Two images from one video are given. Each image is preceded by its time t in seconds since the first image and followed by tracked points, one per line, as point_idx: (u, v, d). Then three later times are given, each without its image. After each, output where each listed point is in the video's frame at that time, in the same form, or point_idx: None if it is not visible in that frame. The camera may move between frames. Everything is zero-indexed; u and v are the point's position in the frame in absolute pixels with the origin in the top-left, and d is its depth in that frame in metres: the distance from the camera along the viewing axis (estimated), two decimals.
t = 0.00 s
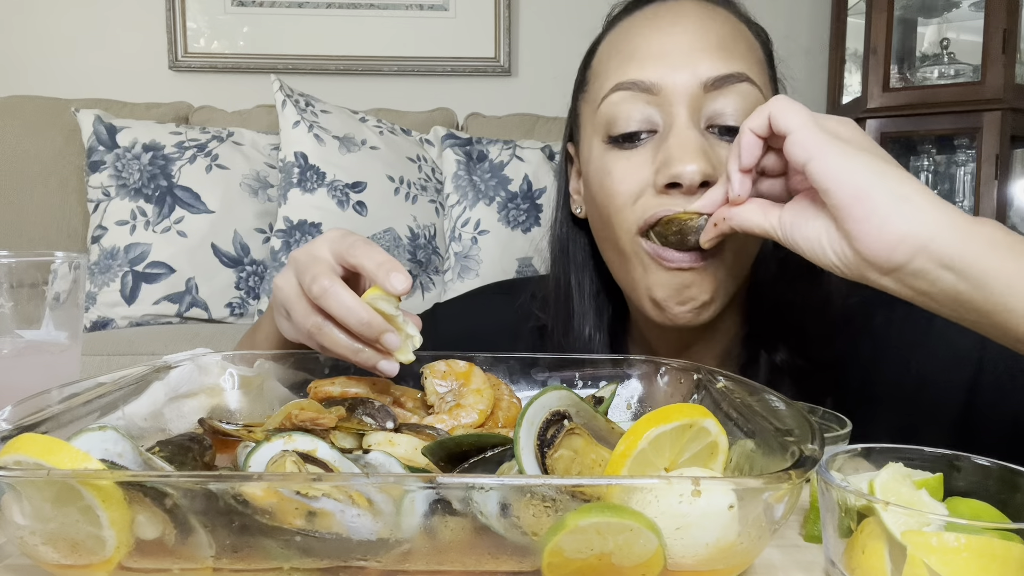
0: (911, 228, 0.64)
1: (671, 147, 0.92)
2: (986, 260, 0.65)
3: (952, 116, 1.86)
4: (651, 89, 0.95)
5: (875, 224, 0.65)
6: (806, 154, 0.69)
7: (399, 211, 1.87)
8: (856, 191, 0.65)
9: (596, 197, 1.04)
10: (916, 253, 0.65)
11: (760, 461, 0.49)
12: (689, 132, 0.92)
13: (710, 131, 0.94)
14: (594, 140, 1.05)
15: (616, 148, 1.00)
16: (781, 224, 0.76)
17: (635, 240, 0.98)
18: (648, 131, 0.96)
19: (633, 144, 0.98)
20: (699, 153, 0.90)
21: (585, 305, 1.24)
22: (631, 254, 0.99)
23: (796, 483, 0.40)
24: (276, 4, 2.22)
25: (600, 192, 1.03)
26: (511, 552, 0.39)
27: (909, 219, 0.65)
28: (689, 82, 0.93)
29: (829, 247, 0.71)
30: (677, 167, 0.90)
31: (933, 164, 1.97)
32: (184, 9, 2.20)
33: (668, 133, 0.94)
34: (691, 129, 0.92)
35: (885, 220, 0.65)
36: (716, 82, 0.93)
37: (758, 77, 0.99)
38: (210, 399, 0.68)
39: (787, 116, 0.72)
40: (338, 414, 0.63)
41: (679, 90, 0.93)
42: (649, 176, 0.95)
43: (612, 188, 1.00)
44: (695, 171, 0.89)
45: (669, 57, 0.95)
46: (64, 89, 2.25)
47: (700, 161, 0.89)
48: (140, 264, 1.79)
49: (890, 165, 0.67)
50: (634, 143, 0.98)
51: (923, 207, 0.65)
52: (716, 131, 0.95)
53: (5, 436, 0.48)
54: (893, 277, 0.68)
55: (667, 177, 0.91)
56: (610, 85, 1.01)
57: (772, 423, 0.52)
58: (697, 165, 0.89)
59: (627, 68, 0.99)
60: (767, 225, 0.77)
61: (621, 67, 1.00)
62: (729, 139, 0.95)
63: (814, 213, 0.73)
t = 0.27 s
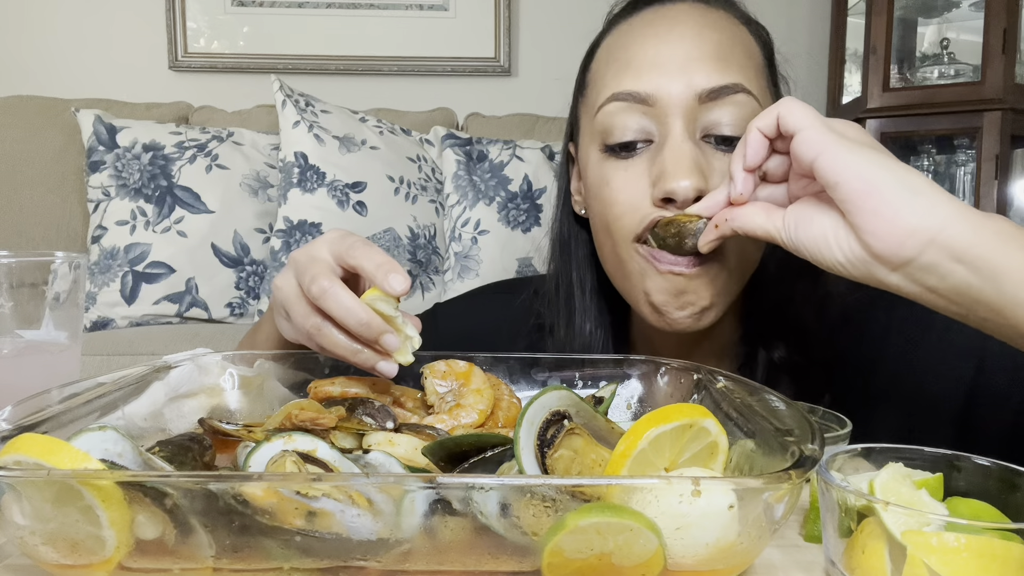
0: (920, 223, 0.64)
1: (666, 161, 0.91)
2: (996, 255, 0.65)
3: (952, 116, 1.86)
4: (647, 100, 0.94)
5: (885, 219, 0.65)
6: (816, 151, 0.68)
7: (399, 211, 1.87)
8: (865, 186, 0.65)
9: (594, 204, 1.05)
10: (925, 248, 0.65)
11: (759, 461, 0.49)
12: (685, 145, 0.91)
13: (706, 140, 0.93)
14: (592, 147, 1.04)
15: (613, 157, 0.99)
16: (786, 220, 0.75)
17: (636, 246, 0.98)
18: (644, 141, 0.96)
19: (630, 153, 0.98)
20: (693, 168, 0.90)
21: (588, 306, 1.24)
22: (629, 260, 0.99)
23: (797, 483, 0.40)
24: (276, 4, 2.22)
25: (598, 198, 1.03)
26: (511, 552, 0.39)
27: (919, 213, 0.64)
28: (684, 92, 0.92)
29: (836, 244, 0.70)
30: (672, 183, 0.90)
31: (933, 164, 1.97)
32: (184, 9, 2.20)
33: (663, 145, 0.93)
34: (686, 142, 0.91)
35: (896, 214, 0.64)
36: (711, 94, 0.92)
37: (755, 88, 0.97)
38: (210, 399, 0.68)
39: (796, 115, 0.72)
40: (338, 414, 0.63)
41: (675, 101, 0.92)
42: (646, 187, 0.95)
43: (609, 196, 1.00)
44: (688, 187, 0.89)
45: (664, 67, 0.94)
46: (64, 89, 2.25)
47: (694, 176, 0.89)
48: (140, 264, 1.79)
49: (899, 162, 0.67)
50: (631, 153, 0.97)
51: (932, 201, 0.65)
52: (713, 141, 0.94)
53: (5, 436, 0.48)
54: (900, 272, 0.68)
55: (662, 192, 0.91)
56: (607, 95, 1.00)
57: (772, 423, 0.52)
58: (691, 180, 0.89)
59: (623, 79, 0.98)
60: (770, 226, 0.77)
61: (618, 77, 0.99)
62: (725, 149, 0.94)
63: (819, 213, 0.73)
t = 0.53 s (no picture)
0: (922, 225, 0.64)
1: (671, 169, 0.91)
2: (999, 260, 0.64)
3: (952, 116, 1.86)
4: (653, 105, 0.94)
5: (887, 220, 0.65)
6: (817, 154, 0.69)
7: (401, 211, 1.88)
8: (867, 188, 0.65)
9: (598, 206, 1.05)
10: (927, 250, 0.65)
11: (759, 461, 0.49)
12: (690, 153, 0.91)
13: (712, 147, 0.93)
14: (597, 150, 1.04)
15: (618, 160, 0.99)
16: (786, 223, 0.75)
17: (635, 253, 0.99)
18: (649, 146, 0.96)
19: (635, 158, 0.98)
20: (698, 177, 0.90)
21: (594, 301, 1.23)
22: (626, 263, 1.00)
23: (796, 483, 0.40)
24: (276, 3, 2.22)
25: (601, 200, 1.03)
26: (511, 553, 0.39)
27: (922, 215, 0.64)
28: (691, 99, 0.92)
29: (837, 247, 0.70)
30: (675, 192, 0.90)
31: (933, 164, 1.97)
32: (184, 9, 2.20)
33: (668, 152, 0.93)
34: (691, 150, 0.91)
35: (898, 216, 0.64)
36: (718, 102, 0.92)
37: (763, 97, 0.97)
38: (210, 399, 0.68)
39: (796, 120, 0.73)
40: (337, 414, 0.63)
41: (681, 107, 0.92)
42: (650, 194, 0.95)
43: (612, 200, 1.00)
44: (691, 197, 0.89)
45: (671, 72, 0.94)
46: (64, 89, 2.25)
47: (698, 186, 0.89)
48: (140, 264, 1.79)
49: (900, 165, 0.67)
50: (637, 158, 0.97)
51: (935, 204, 0.64)
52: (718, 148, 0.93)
53: (5, 436, 0.48)
54: (902, 275, 0.67)
55: (665, 201, 0.91)
56: (613, 98, 1.00)
57: (772, 423, 0.52)
58: (695, 190, 0.89)
59: (629, 83, 0.97)
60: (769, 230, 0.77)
61: (626, 79, 0.98)
62: (729, 156, 0.94)
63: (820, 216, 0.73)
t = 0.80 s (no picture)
0: (925, 226, 0.64)
1: (671, 172, 0.91)
2: (1003, 260, 0.64)
3: (952, 116, 1.86)
4: (657, 108, 0.93)
5: (888, 222, 0.64)
6: (815, 158, 0.69)
7: (401, 211, 1.88)
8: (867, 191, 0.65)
9: (599, 205, 1.05)
10: (930, 251, 0.64)
11: (759, 461, 0.49)
12: (691, 157, 0.91)
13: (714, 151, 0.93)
14: (601, 149, 1.04)
15: (620, 160, 0.99)
16: (787, 227, 0.75)
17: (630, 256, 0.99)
18: (652, 147, 0.96)
19: (637, 158, 0.98)
20: (696, 182, 0.89)
21: (597, 293, 1.22)
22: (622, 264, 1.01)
23: (796, 483, 0.40)
24: (276, 3, 2.22)
25: (602, 200, 1.03)
26: (511, 553, 0.39)
27: (924, 216, 0.64)
28: (695, 102, 0.91)
29: (839, 249, 0.70)
30: (673, 197, 0.90)
31: (933, 164, 1.97)
32: (184, 9, 2.20)
33: (670, 155, 0.93)
34: (693, 154, 0.91)
35: (900, 218, 0.64)
36: (722, 107, 0.91)
37: (768, 100, 0.96)
38: (210, 399, 0.68)
39: (793, 125, 0.73)
40: (338, 414, 0.63)
41: (685, 109, 0.92)
42: (650, 196, 0.95)
43: (614, 201, 1.00)
44: (688, 203, 0.89)
45: (673, 72, 0.93)
46: (64, 89, 2.25)
47: (696, 192, 0.89)
48: (140, 264, 1.79)
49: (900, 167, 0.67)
50: (639, 158, 0.97)
51: (937, 204, 0.64)
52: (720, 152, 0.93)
53: (5, 436, 0.48)
54: (905, 276, 0.67)
55: (663, 205, 0.92)
56: (619, 98, 1.00)
57: (772, 423, 0.52)
58: (692, 195, 0.89)
59: (636, 83, 0.97)
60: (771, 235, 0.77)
61: (631, 80, 0.98)
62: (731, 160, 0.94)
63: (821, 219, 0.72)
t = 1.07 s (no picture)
0: (941, 216, 0.64)
1: (665, 175, 0.91)
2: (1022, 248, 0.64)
3: (952, 115, 1.86)
4: (654, 113, 0.93)
5: (905, 213, 0.65)
6: (829, 155, 0.71)
7: (400, 211, 1.88)
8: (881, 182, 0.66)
9: (601, 206, 1.05)
10: (948, 239, 0.64)
11: (759, 461, 0.49)
12: (684, 162, 0.90)
13: (710, 156, 0.92)
14: (602, 149, 1.04)
15: (620, 161, 1.00)
16: (798, 227, 0.75)
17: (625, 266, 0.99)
18: (650, 149, 0.96)
19: (636, 159, 0.98)
20: (687, 187, 0.89)
21: (604, 291, 1.22)
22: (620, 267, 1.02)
23: (796, 483, 0.40)
24: (276, 3, 2.22)
25: (604, 201, 1.04)
26: (511, 553, 0.39)
27: (939, 206, 0.64)
28: (692, 106, 0.91)
29: (854, 243, 0.70)
30: (664, 202, 0.90)
31: (933, 164, 1.97)
32: (184, 9, 2.20)
33: (664, 159, 0.92)
34: (688, 159, 0.90)
35: (917, 207, 0.65)
36: (719, 112, 0.90)
37: (772, 102, 0.96)
38: (209, 399, 0.68)
39: (805, 126, 0.75)
40: (337, 414, 0.63)
41: (682, 112, 0.91)
42: (648, 197, 0.95)
43: (614, 205, 1.01)
44: (678, 208, 0.89)
45: (674, 72, 0.93)
46: (63, 89, 2.25)
47: (687, 198, 0.88)
48: (140, 264, 1.79)
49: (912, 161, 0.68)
50: (638, 159, 0.98)
51: (951, 195, 0.65)
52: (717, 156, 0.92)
53: (5, 436, 0.48)
54: (923, 267, 0.67)
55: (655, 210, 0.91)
56: (619, 101, 0.99)
57: (772, 423, 0.52)
58: (682, 201, 0.89)
59: (638, 87, 0.97)
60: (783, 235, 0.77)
61: (632, 85, 0.98)
62: (729, 164, 0.93)
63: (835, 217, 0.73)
